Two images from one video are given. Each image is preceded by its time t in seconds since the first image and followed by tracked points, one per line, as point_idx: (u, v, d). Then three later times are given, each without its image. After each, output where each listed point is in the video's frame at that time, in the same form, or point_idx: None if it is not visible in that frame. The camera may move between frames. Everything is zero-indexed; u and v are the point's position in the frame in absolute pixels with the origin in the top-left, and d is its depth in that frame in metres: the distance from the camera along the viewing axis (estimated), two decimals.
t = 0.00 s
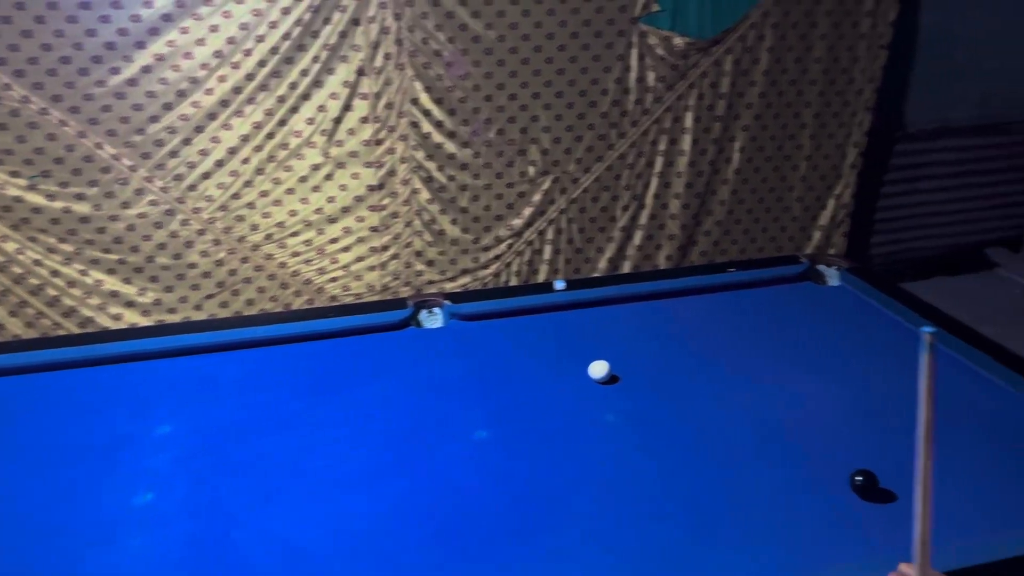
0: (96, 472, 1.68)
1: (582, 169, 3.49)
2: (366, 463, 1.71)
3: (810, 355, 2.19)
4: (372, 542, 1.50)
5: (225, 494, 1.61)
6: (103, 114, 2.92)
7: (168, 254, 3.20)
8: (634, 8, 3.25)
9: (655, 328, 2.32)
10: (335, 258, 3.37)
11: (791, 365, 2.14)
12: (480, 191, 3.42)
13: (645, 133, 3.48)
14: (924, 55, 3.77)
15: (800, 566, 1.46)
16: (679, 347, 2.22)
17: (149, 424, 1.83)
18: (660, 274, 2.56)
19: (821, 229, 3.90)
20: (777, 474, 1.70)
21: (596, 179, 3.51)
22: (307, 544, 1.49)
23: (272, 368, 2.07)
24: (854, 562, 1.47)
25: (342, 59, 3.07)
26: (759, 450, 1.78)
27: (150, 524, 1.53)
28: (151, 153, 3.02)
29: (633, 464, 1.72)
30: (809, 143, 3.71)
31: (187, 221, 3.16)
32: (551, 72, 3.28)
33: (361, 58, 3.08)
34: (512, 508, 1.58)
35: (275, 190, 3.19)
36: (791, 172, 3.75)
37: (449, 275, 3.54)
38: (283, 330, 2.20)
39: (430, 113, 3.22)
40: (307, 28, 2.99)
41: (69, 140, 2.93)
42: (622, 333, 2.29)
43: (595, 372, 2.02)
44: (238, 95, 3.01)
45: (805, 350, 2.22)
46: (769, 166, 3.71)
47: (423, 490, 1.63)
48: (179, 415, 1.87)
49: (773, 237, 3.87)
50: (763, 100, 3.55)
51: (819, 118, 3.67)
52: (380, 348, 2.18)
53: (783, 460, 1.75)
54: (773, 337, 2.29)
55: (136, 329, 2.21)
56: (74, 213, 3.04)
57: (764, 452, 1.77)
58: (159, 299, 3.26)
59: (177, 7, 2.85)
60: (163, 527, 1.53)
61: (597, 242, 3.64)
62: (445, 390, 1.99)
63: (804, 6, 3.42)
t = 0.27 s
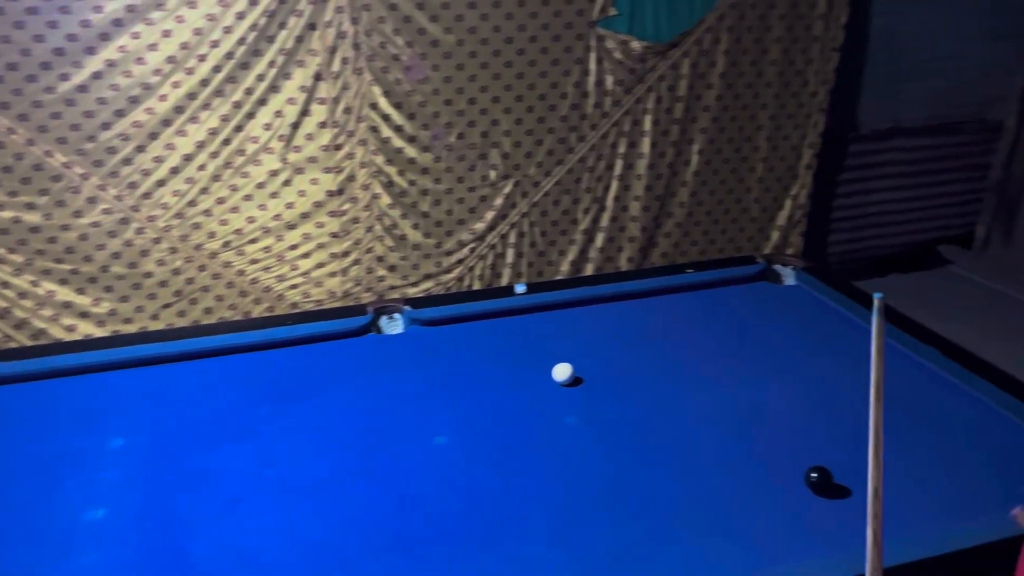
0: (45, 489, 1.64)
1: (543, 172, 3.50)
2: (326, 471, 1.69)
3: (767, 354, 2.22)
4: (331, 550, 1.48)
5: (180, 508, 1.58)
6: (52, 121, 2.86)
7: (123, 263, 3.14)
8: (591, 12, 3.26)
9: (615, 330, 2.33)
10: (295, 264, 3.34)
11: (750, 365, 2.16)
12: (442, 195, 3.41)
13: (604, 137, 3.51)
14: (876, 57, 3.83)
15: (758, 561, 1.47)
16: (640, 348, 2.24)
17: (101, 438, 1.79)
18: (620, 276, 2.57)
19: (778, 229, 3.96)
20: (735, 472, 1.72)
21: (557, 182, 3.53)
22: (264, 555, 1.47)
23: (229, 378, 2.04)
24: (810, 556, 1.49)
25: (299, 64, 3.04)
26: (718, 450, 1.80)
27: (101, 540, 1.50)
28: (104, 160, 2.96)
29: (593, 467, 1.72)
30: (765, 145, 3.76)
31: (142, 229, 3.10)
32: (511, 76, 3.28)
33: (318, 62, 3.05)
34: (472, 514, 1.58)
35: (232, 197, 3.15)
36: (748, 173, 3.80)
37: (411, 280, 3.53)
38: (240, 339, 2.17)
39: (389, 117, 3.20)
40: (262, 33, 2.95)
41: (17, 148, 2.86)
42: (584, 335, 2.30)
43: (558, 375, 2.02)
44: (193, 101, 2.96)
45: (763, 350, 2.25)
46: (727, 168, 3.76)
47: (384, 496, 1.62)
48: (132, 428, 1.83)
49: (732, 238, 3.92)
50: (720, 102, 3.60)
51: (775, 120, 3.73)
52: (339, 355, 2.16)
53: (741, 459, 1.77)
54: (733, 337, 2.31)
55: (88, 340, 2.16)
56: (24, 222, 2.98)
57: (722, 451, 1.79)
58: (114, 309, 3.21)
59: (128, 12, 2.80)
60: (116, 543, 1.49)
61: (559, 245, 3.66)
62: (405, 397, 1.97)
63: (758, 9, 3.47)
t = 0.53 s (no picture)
0: None
1: (504, 176, 3.50)
2: (286, 481, 1.67)
3: (726, 354, 2.24)
4: (289, 561, 1.46)
5: (133, 522, 1.55)
6: None
7: (76, 273, 3.08)
8: (549, 16, 3.29)
9: (576, 332, 2.34)
10: (253, 272, 3.31)
11: (709, 364, 2.18)
12: (402, 200, 3.39)
13: (564, 140, 3.53)
14: (829, 59, 3.90)
15: (718, 559, 1.48)
16: (600, 350, 2.24)
17: (51, 452, 1.75)
18: (581, 279, 2.58)
19: (737, 229, 4.01)
20: (694, 472, 1.73)
21: (518, 186, 3.53)
22: (221, 567, 1.45)
23: (184, 388, 2.00)
24: (770, 553, 1.50)
25: (254, 69, 3.01)
26: (677, 450, 1.81)
27: (51, 557, 1.46)
28: (54, 168, 2.90)
29: (554, 470, 1.72)
30: (722, 147, 3.81)
31: (95, 238, 3.05)
32: (470, 80, 3.28)
33: (274, 68, 3.02)
34: (433, 520, 1.57)
35: (188, 204, 3.11)
36: (706, 175, 3.84)
37: (372, 285, 3.51)
38: (195, 348, 2.13)
39: (347, 122, 3.18)
40: (216, 37, 2.91)
41: None
42: (547, 338, 2.30)
43: (519, 379, 2.03)
44: (146, 107, 2.92)
45: (722, 349, 2.27)
46: (686, 170, 3.80)
47: (344, 505, 1.60)
48: (84, 441, 1.79)
49: (692, 239, 3.96)
50: (678, 105, 3.63)
51: (732, 122, 3.78)
52: (297, 363, 2.13)
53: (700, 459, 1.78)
54: (694, 337, 2.33)
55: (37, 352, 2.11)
56: None
57: (681, 452, 1.80)
58: (67, 320, 3.14)
59: (77, 18, 2.74)
60: (66, 559, 1.46)
61: (521, 249, 3.67)
62: (364, 404, 1.96)
63: (714, 13, 3.51)
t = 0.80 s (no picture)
0: None
1: (465, 180, 3.50)
2: (245, 491, 1.65)
3: (686, 353, 2.26)
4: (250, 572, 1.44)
5: (87, 538, 1.52)
6: None
7: (27, 283, 3.01)
8: (507, 20, 3.30)
9: (537, 334, 2.35)
10: (211, 279, 3.27)
11: (669, 364, 2.20)
12: (363, 205, 3.38)
13: (525, 144, 3.54)
14: (783, 62, 3.97)
15: (680, 556, 1.50)
16: (562, 352, 2.25)
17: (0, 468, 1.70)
18: (542, 281, 2.58)
19: (696, 230, 4.06)
20: (654, 471, 1.75)
21: (480, 190, 3.54)
22: None
23: (139, 399, 1.96)
24: (728, 549, 1.52)
25: (209, 74, 2.97)
26: (638, 450, 1.82)
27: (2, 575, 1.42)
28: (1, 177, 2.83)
29: (516, 473, 1.72)
30: (681, 148, 3.85)
31: (47, 248, 2.98)
32: (429, 84, 3.28)
33: (229, 72, 2.99)
34: (395, 526, 1.56)
35: (143, 212, 3.06)
36: (666, 177, 3.89)
37: (334, 291, 3.49)
38: (151, 358, 2.09)
39: (305, 127, 3.16)
40: (170, 42, 2.87)
41: None
42: (509, 341, 2.30)
43: (480, 383, 2.02)
44: (98, 113, 2.87)
45: (682, 349, 2.29)
46: (646, 172, 3.84)
47: (304, 513, 1.59)
48: (34, 456, 1.75)
49: (652, 240, 4.01)
50: (636, 107, 3.67)
51: (690, 124, 3.82)
52: (256, 371, 2.11)
53: (661, 458, 1.79)
54: (654, 336, 2.35)
55: None
56: None
57: (642, 451, 1.81)
58: (19, 332, 3.06)
59: (24, 23, 2.69)
60: None
61: (484, 253, 3.67)
62: (324, 411, 1.94)
63: (669, 17, 3.56)
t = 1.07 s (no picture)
0: None
1: (431, 183, 3.50)
2: (207, 499, 1.62)
3: (653, 351, 2.28)
4: None
5: (47, 550, 1.48)
6: None
7: None
8: (471, 22, 3.31)
9: (504, 336, 2.35)
10: (174, 286, 3.22)
11: (635, 361, 2.22)
12: (328, 209, 3.35)
13: (491, 146, 3.55)
14: (744, 64, 4.03)
15: (649, 549, 1.50)
16: (529, 352, 2.26)
17: None
18: (509, 283, 2.58)
19: (661, 231, 4.10)
20: (621, 466, 1.75)
21: (446, 193, 3.54)
22: None
23: (99, 409, 1.93)
24: (695, 543, 1.52)
25: (169, 78, 2.93)
26: (605, 446, 1.83)
27: None
28: None
29: (484, 473, 1.72)
30: (645, 150, 3.89)
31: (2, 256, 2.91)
32: (394, 87, 3.28)
33: (190, 76, 2.95)
34: (363, 528, 1.55)
35: (102, 218, 3.01)
36: (631, 178, 3.93)
37: (299, 296, 3.46)
38: (110, 367, 2.05)
39: (268, 131, 3.13)
40: (128, 46, 2.83)
41: None
42: (476, 343, 2.30)
43: (448, 385, 2.02)
44: (54, 118, 2.82)
45: (649, 346, 2.30)
46: (612, 173, 3.87)
47: (268, 520, 1.57)
48: None
49: (618, 241, 4.04)
50: (601, 110, 3.71)
51: (654, 126, 3.87)
52: (219, 377, 2.08)
53: (628, 454, 1.80)
54: (621, 335, 2.37)
55: None
56: None
57: (610, 448, 1.82)
58: None
59: None
60: None
61: (451, 256, 3.67)
62: (289, 417, 1.92)
63: (632, 19, 3.60)
